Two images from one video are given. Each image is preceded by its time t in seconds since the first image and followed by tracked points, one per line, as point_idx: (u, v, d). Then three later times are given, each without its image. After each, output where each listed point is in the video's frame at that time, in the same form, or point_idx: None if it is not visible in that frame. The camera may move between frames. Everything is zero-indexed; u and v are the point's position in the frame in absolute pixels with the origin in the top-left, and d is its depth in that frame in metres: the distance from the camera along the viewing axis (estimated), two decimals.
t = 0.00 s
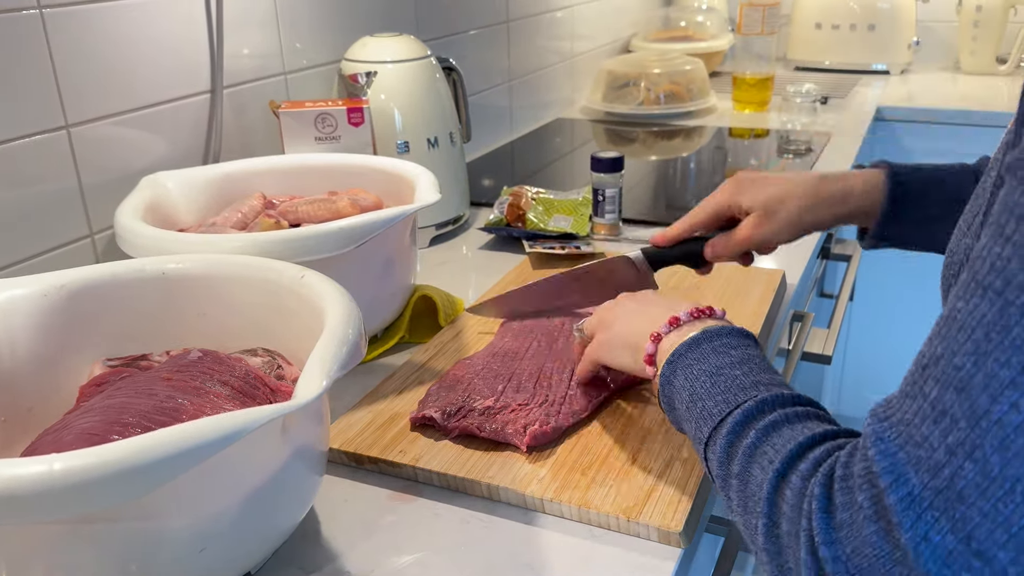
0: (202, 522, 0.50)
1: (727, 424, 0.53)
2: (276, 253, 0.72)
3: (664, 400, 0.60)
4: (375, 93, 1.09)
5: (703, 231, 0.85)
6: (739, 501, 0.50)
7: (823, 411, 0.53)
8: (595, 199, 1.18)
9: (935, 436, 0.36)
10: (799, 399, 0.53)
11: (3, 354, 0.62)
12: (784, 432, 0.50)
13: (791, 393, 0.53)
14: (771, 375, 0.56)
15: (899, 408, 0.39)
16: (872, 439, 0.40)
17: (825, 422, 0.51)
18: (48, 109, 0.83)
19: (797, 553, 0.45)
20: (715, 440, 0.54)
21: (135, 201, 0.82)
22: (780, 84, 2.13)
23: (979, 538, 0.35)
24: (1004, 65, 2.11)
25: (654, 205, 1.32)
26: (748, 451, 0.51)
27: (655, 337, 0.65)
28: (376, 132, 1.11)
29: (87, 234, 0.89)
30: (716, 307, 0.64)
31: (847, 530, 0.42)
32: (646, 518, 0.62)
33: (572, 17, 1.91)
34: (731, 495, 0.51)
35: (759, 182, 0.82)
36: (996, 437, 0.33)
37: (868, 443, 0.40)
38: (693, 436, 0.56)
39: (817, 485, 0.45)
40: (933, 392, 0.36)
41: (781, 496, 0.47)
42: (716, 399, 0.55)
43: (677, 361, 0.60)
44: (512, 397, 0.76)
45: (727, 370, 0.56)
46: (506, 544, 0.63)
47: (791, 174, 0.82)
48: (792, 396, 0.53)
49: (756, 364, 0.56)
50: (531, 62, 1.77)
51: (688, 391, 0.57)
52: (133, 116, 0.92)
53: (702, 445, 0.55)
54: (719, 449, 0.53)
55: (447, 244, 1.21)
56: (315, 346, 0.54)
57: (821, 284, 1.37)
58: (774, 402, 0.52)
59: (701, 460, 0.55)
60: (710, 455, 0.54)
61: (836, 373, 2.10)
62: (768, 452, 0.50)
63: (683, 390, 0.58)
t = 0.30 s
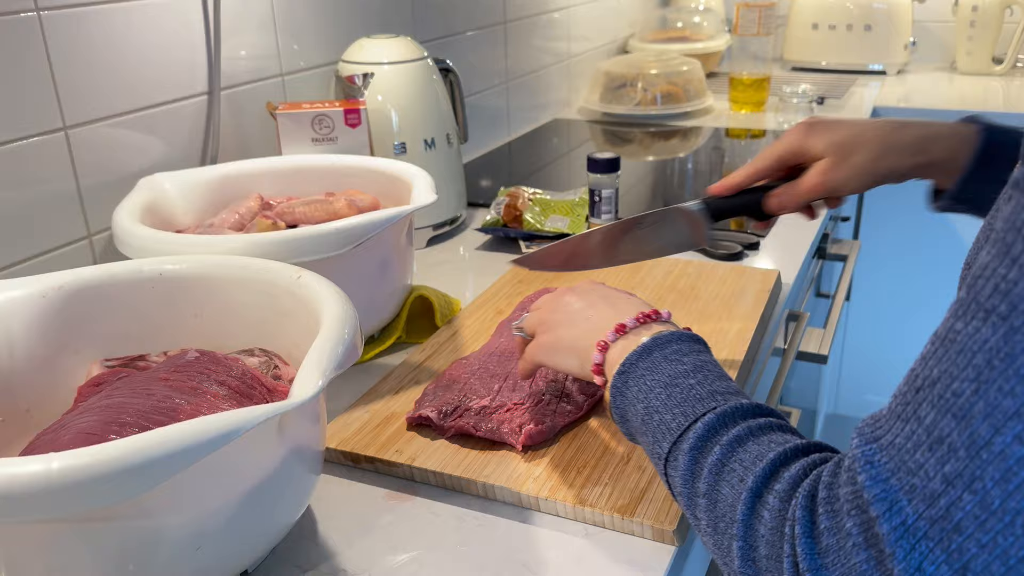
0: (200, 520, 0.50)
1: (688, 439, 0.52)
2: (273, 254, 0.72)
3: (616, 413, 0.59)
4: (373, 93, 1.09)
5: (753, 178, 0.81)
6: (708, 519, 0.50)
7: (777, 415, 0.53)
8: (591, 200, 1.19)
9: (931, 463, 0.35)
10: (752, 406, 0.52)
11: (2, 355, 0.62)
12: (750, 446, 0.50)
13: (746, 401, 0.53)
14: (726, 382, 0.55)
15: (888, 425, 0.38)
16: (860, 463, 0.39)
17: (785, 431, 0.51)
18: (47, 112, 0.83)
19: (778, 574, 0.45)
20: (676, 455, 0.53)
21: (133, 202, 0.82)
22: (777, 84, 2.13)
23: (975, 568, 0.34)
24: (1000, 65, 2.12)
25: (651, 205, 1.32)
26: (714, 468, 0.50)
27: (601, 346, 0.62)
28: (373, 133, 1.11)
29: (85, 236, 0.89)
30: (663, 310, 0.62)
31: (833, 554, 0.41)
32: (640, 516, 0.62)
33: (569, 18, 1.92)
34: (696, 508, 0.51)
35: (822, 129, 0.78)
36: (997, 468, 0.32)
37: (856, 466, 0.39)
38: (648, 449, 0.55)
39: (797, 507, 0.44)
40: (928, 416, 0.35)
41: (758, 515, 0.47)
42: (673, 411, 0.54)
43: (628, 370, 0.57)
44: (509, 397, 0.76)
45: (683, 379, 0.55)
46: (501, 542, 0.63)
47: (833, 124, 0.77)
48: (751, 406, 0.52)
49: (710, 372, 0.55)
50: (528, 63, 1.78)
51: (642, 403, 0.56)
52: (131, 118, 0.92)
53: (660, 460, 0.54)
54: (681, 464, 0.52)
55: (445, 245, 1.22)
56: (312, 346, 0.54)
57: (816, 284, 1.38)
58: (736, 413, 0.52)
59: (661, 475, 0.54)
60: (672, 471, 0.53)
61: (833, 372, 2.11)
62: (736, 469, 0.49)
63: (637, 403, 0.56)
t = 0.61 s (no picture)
0: (201, 521, 0.51)
1: (647, 470, 0.53)
2: (273, 255, 0.73)
3: (569, 447, 0.60)
4: (372, 95, 1.10)
5: (847, 191, 0.71)
6: (671, 552, 0.50)
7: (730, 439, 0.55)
8: (591, 201, 1.19)
9: (921, 494, 0.36)
10: (703, 431, 0.54)
11: (4, 358, 0.63)
12: (711, 473, 0.51)
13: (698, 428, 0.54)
14: (677, 408, 0.57)
15: (876, 450, 0.39)
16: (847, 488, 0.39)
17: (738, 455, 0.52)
18: (47, 114, 0.84)
19: None
20: (633, 485, 0.53)
21: (133, 204, 0.82)
22: (776, 84, 2.14)
23: None
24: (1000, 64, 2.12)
25: (651, 206, 1.33)
26: (675, 499, 0.50)
27: (549, 382, 0.63)
28: (372, 134, 1.11)
29: (85, 238, 0.90)
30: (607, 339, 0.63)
31: None
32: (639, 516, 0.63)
33: (568, 18, 1.92)
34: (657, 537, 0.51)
35: (904, 127, 0.67)
36: (995, 503, 0.35)
37: (841, 492, 0.40)
38: (604, 479, 0.56)
39: (771, 533, 0.45)
40: (920, 444, 0.36)
41: (726, 545, 0.47)
42: (627, 441, 0.55)
43: (579, 403, 0.59)
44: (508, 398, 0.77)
45: (635, 409, 0.56)
46: (501, 542, 0.64)
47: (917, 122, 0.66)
48: (705, 433, 0.54)
49: (661, 400, 0.57)
50: (528, 64, 1.78)
51: (596, 435, 0.57)
52: (131, 120, 0.93)
53: (618, 492, 0.54)
54: (640, 494, 0.52)
55: (444, 246, 1.22)
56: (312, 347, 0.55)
57: (816, 285, 1.38)
58: (693, 440, 0.53)
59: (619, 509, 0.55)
60: (630, 502, 0.53)
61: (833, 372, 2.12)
62: (698, 496, 0.50)
63: (591, 435, 0.58)
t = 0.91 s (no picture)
0: (203, 516, 0.51)
1: (658, 508, 0.52)
2: (274, 253, 0.73)
3: (573, 486, 0.60)
4: (373, 93, 1.10)
5: (760, 241, 0.80)
6: None
7: (742, 474, 0.54)
8: (591, 198, 1.19)
9: (978, 539, 0.33)
10: (714, 467, 0.53)
11: (6, 354, 0.63)
12: (726, 512, 0.50)
13: (707, 464, 0.54)
14: (684, 442, 0.57)
15: (920, 487, 0.36)
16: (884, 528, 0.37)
17: (753, 492, 0.52)
18: (49, 113, 0.84)
19: None
20: (645, 524, 0.53)
21: (135, 203, 0.83)
22: (778, 82, 2.13)
23: None
24: (1002, 61, 2.12)
25: (653, 204, 1.33)
26: (691, 538, 0.50)
27: (547, 416, 0.64)
28: (373, 132, 1.11)
29: (87, 236, 0.90)
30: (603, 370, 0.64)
31: None
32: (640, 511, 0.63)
33: (570, 17, 1.92)
34: None
35: (838, 179, 0.79)
36: None
37: (885, 537, 0.37)
38: (615, 517, 0.55)
39: None
40: (974, 485, 0.33)
41: None
42: (635, 479, 0.55)
43: (581, 437, 0.60)
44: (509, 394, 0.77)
45: (640, 444, 0.57)
46: (503, 538, 0.64)
47: (835, 182, 0.78)
48: (716, 468, 0.53)
49: (667, 434, 0.57)
50: (529, 62, 1.78)
51: (602, 473, 0.57)
52: (133, 119, 0.93)
53: (630, 532, 0.54)
54: (652, 533, 0.52)
55: (446, 244, 1.22)
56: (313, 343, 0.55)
57: (817, 282, 1.38)
58: (704, 475, 0.53)
59: (632, 551, 0.54)
60: (642, 542, 0.53)
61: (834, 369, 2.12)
62: (714, 535, 0.49)
63: (595, 472, 0.58)
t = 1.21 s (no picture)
0: (205, 512, 0.51)
1: (687, 513, 0.49)
2: (276, 251, 0.73)
3: (597, 486, 0.56)
4: (375, 92, 1.10)
5: (653, 239, 0.80)
6: None
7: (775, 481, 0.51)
8: (594, 196, 1.19)
9: None
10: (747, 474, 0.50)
11: (9, 351, 0.63)
12: (757, 520, 0.47)
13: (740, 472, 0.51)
14: (718, 449, 0.53)
15: (961, 497, 0.34)
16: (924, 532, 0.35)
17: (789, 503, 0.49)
18: (52, 112, 0.84)
19: None
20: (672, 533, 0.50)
21: (137, 201, 0.83)
22: (780, 80, 2.13)
23: None
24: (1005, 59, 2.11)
25: (654, 202, 1.33)
26: (718, 545, 0.47)
27: (577, 418, 0.58)
28: (374, 130, 1.11)
29: (89, 235, 0.90)
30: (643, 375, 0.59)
31: None
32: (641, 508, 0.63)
33: (571, 15, 1.92)
34: None
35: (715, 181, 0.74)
36: None
37: (923, 546, 0.35)
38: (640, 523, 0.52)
39: None
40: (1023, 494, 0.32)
41: None
42: (664, 483, 0.51)
43: (610, 442, 0.55)
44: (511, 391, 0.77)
45: (672, 445, 0.53)
46: (505, 534, 0.64)
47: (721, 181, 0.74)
48: (748, 475, 0.50)
49: (700, 440, 0.53)
50: (530, 61, 1.78)
51: (629, 475, 0.53)
52: (135, 118, 0.93)
53: (655, 538, 0.51)
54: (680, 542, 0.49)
55: (447, 242, 1.22)
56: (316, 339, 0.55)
57: (820, 280, 1.38)
58: (736, 485, 0.49)
59: (656, 558, 0.51)
60: (669, 549, 0.50)
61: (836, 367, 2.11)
62: (745, 545, 0.46)
63: (622, 475, 0.54)
